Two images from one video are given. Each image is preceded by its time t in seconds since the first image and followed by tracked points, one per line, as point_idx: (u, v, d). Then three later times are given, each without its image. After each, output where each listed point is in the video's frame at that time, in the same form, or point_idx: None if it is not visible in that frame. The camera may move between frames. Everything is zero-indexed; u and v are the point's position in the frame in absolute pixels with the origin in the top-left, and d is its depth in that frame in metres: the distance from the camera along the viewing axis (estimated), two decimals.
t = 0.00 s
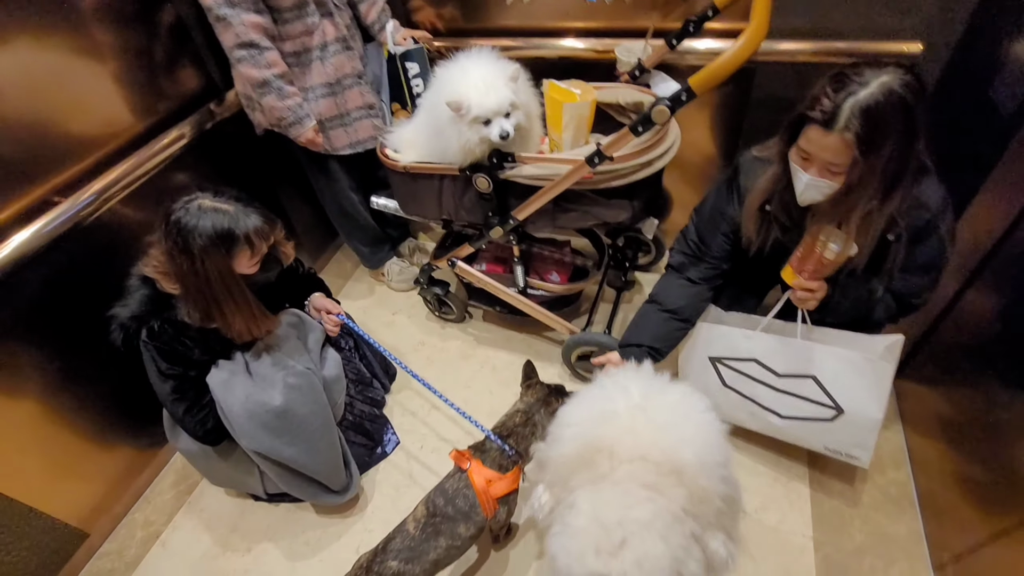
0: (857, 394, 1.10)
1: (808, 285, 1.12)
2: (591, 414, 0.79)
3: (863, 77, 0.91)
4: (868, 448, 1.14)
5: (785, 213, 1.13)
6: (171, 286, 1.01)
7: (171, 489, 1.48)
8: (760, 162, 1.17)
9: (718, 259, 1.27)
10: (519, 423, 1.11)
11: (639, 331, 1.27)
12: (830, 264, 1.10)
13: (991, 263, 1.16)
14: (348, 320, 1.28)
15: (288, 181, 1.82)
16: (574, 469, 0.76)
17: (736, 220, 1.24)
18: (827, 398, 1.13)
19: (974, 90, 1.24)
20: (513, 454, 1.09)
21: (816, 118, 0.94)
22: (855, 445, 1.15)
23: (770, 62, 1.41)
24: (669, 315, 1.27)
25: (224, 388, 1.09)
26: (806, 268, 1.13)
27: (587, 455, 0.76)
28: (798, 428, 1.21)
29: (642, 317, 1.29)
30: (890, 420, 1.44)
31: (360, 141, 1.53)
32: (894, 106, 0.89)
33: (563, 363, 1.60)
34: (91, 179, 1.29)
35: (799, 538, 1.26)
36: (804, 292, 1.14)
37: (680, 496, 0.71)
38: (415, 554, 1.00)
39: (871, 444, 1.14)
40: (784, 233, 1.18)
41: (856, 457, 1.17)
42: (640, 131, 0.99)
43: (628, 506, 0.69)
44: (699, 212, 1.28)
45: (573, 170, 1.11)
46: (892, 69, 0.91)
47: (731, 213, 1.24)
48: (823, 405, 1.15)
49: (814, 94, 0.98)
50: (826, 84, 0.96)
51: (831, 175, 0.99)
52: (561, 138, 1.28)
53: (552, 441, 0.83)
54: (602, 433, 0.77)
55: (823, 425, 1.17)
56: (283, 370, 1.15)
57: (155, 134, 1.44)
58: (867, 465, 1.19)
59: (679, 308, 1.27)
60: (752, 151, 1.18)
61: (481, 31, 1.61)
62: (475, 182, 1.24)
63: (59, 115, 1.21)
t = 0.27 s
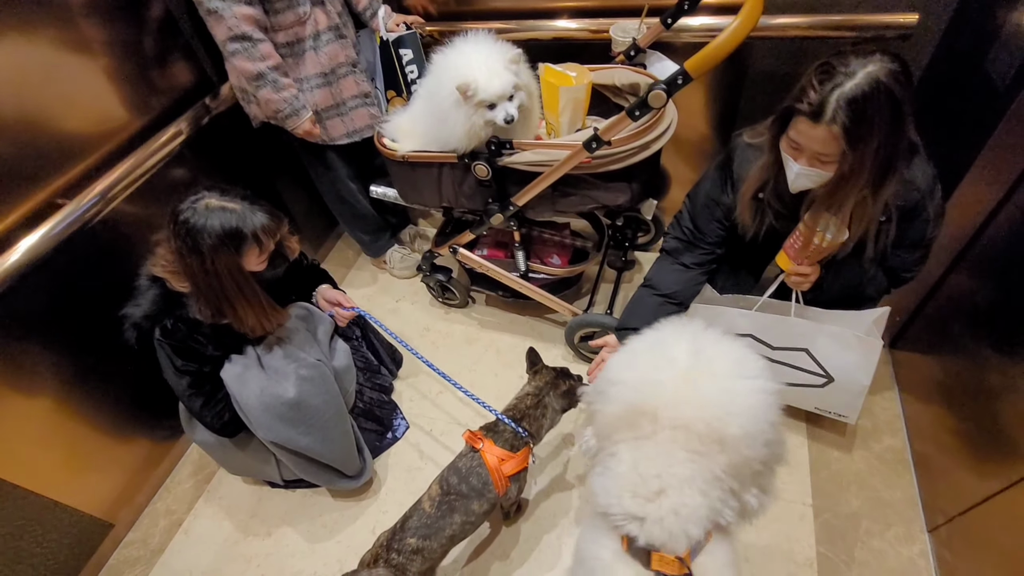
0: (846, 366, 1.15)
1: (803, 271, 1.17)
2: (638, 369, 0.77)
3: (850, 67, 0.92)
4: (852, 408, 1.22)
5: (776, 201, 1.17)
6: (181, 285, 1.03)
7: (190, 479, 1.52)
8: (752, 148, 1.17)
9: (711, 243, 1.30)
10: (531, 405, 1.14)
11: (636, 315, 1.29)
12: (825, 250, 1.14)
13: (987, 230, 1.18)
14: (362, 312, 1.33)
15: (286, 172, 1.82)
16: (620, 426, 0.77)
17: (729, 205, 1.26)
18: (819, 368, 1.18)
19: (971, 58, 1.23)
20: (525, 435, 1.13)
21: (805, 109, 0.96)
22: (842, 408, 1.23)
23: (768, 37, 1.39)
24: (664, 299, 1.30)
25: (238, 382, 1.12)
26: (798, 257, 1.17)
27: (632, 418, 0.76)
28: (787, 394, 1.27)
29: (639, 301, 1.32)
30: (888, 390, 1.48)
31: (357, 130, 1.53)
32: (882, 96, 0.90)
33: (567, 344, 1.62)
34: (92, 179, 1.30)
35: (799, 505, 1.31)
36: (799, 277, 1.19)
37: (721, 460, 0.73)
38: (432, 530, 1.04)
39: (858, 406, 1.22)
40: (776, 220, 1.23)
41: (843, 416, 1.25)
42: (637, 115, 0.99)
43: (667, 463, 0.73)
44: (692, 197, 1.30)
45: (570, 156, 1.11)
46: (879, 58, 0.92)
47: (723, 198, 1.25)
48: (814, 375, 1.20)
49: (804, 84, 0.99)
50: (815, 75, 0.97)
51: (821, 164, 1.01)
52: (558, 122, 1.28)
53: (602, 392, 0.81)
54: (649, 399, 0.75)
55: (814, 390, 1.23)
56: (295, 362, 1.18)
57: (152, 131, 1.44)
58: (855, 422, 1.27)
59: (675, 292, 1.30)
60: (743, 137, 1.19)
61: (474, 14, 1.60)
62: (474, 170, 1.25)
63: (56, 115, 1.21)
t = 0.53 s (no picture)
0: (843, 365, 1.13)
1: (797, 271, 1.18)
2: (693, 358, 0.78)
3: (847, 63, 0.92)
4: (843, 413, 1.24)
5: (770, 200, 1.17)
6: (181, 284, 1.03)
7: (193, 475, 1.54)
8: (746, 148, 1.18)
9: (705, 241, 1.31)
10: (529, 402, 1.16)
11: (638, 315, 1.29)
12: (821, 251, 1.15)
13: (986, 230, 1.18)
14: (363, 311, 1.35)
15: (285, 168, 1.83)
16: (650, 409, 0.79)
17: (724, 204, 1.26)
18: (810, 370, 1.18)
19: (972, 56, 1.23)
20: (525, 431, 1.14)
21: (808, 106, 0.94)
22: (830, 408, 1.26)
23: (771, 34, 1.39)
24: (665, 299, 1.30)
25: (241, 381, 1.12)
26: (794, 258, 1.18)
27: (662, 401, 0.78)
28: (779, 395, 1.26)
29: (641, 301, 1.32)
30: (886, 387, 1.49)
31: (357, 127, 1.52)
32: (881, 89, 0.91)
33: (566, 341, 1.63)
34: (92, 177, 1.30)
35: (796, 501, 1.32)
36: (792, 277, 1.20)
37: (736, 473, 0.73)
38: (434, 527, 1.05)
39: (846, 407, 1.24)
40: (769, 220, 1.22)
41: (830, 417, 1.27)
42: (637, 115, 0.99)
43: (680, 456, 0.74)
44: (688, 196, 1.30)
45: (571, 155, 1.11)
46: (871, 54, 0.93)
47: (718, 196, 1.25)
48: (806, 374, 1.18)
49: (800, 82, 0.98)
50: (811, 73, 0.96)
51: (824, 162, 1.00)
52: (558, 120, 1.28)
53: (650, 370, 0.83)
54: (688, 389, 0.76)
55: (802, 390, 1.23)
56: (296, 361, 1.19)
57: (153, 128, 1.44)
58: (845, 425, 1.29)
59: (675, 291, 1.30)
60: (738, 136, 1.20)
61: (474, 10, 1.59)
62: (474, 168, 1.25)
63: (56, 113, 1.21)
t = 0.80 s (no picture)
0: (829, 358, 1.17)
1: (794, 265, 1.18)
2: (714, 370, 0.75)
3: (845, 42, 0.95)
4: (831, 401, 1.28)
5: (771, 189, 1.17)
6: (180, 278, 1.04)
7: (194, 466, 1.55)
8: (741, 139, 1.19)
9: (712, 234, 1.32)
10: (519, 395, 1.16)
11: (672, 321, 1.26)
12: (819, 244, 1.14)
13: (982, 220, 1.19)
14: (360, 303, 1.41)
15: (281, 160, 1.82)
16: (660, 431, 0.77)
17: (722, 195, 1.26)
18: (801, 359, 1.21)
19: (970, 46, 1.23)
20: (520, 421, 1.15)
21: (814, 86, 0.94)
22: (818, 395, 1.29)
23: (772, 24, 1.38)
24: (694, 293, 1.29)
25: (240, 374, 1.14)
26: (793, 252, 1.17)
27: (671, 423, 0.76)
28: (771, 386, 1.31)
29: (667, 304, 1.30)
30: (881, 377, 1.50)
31: (354, 118, 1.51)
32: (885, 62, 0.93)
33: (565, 332, 1.64)
34: (89, 169, 1.29)
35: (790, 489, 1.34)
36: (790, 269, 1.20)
37: (750, 490, 0.71)
38: (432, 515, 1.07)
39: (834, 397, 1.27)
40: (770, 209, 1.23)
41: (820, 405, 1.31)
42: (635, 106, 1.00)
43: (695, 478, 0.73)
44: (688, 189, 1.31)
45: (569, 147, 1.12)
46: (864, 35, 0.96)
47: (719, 187, 1.26)
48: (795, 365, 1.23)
49: (799, 66, 0.99)
50: (810, 55, 0.98)
51: (832, 142, 1.01)
52: (556, 110, 1.28)
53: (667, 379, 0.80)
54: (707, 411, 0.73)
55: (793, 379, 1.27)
56: (295, 353, 1.20)
57: (149, 119, 1.43)
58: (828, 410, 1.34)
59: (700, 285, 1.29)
60: (731, 127, 1.21)
61: None
62: (472, 159, 1.25)
63: (51, 105, 1.20)
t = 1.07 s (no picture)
0: (816, 342, 1.21)
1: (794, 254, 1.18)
2: (643, 390, 0.73)
3: (845, 33, 0.95)
4: (809, 380, 1.33)
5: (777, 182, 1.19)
6: (178, 274, 1.04)
7: (195, 459, 1.56)
8: (741, 134, 1.20)
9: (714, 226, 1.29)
10: (511, 391, 1.11)
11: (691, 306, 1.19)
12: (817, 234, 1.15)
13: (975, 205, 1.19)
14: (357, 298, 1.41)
15: (274, 153, 1.81)
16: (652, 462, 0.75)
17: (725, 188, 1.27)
18: (788, 344, 1.25)
19: (964, 29, 1.23)
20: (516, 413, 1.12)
21: (812, 79, 0.95)
22: (801, 377, 1.34)
23: (765, 10, 1.39)
24: (704, 282, 1.24)
25: (239, 369, 1.14)
26: (791, 241, 1.16)
27: (663, 442, 0.74)
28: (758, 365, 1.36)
29: (682, 292, 1.24)
30: (874, 361, 1.52)
31: (347, 109, 1.50)
32: (883, 56, 0.93)
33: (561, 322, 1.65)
34: (81, 165, 1.29)
35: (784, 473, 1.36)
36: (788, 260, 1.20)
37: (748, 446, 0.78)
38: (431, 504, 1.08)
39: (815, 378, 1.33)
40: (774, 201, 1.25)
41: (798, 385, 1.37)
42: (630, 96, 1.00)
43: (710, 467, 0.75)
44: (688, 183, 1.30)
45: (564, 137, 1.11)
46: (865, 25, 0.96)
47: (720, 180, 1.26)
48: (783, 348, 1.27)
49: (798, 56, 1.00)
50: (810, 45, 0.98)
51: (830, 134, 1.01)
52: (551, 100, 1.27)
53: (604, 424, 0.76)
54: (678, 413, 0.73)
55: (779, 362, 1.32)
56: (294, 348, 1.20)
57: (140, 113, 1.42)
58: (807, 388, 1.40)
59: (712, 272, 1.25)
60: (727, 123, 1.23)
61: None
62: (467, 150, 1.25)
63: (41, 100, 1.19)
